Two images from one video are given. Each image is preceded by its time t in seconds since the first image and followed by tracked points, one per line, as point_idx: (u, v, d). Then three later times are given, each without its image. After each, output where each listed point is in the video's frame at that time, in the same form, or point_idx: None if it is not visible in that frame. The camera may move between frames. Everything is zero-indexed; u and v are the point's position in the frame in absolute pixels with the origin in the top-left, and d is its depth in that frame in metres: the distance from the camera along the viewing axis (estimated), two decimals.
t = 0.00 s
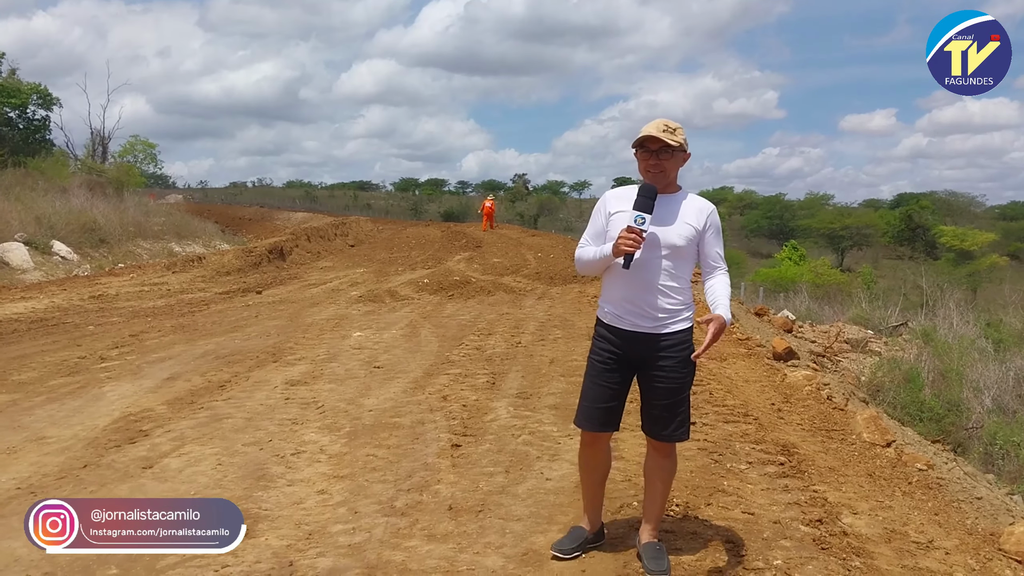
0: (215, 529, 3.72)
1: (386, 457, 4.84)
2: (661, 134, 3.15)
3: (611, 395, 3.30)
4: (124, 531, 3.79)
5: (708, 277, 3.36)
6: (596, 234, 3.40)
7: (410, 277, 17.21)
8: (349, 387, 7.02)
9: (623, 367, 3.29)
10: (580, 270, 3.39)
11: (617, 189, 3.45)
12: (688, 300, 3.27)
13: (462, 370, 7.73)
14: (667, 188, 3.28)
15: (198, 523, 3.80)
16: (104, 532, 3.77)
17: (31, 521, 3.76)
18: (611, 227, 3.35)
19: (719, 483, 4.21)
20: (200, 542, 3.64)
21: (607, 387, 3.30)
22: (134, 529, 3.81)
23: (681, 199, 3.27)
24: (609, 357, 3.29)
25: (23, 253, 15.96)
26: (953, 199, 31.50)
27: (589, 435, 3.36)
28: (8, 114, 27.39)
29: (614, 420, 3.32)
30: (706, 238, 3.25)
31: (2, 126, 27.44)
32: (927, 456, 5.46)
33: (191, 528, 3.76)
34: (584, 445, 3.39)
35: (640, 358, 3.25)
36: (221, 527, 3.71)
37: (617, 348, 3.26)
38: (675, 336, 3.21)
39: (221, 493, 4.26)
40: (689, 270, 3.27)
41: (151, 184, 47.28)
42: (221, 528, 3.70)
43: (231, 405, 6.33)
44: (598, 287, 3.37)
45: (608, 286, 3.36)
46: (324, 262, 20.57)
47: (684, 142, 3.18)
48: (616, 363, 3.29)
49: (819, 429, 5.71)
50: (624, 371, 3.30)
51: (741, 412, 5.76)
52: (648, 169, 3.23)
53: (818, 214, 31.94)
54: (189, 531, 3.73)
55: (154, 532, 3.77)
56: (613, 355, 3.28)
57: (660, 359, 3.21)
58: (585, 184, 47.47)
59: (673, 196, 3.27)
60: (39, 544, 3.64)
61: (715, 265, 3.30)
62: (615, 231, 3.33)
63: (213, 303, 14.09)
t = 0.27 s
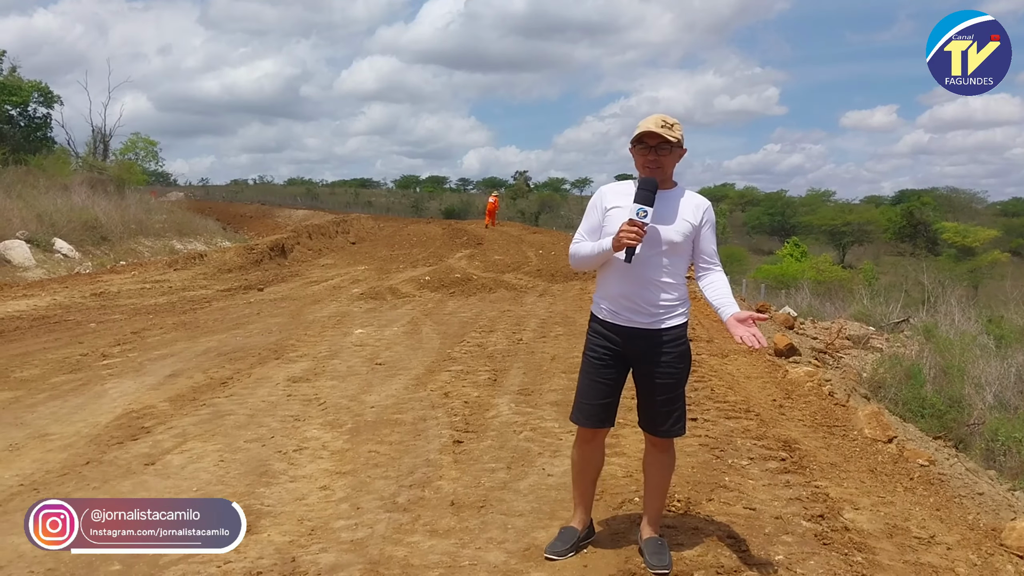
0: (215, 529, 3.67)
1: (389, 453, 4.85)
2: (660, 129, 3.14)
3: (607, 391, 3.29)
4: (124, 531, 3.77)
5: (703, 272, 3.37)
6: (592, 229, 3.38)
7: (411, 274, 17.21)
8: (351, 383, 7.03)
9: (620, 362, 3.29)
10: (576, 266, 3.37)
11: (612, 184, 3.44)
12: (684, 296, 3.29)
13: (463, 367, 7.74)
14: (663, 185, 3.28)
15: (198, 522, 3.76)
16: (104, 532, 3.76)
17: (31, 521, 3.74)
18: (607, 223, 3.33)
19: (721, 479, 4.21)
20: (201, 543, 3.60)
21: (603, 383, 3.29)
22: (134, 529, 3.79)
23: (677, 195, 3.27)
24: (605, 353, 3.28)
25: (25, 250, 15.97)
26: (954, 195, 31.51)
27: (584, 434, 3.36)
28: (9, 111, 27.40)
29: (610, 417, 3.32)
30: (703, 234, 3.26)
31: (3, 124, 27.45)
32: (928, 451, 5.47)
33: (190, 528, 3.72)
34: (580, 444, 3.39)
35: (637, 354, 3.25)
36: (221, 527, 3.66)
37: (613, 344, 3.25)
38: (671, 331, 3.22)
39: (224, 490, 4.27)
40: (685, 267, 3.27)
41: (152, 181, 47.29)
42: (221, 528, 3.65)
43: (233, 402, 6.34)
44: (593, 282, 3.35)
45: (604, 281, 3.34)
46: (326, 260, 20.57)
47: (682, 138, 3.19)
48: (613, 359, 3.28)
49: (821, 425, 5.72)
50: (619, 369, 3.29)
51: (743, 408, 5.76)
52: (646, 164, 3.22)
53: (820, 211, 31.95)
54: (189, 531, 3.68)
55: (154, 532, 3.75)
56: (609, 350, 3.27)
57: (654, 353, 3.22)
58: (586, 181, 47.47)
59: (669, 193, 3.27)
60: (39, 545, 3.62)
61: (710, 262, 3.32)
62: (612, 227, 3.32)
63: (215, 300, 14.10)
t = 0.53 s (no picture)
0: (215, 529, 3.72)
1: (391, 452, 4.86)
2: (641, 128, 3.16)
3: (600, 391, 3.30)
4: (124, 531, 3.79)
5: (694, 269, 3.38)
6: (581, 231, 3.40)
7: (413, 274, 17.21)
8: (353, 383, 7.05)
9: (613, 362, 3.29)
10: (566, 269, 3.38)
11: (598, 186, 3.45)
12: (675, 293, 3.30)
13: (465, 366, 7.75)
14: (649, 183, 3.29)
15: (198, 523, 3.81)
16: (104, 532, 3.79)
17: (31, 521, 3.79)
18: (596, 224, 3.34)
19: (723, 478, 4.22)
20: (201, 542, 3.64)
21: (596, 383, 3.29)
22: (134, 529, 3.82)
23: (663, 193, 3.29)
24: (598, 353, 3.28)
25: (27, 250, 15.99)
26: (956, 195, 31.52)
27: (582, 434, 3.37)
28: (11, 111, 27.45)
29: (605, 416, 3.33)
30: (691, 231, 3.27)
31: (6, 124, 27.50)
32: (931, 451, 5.47)
33: (191, 528, 3.77)
34: (579, 444, 3.41)
35: (629, 353, 3.25)
36: (222, 527, 3.71)
37: (605, 344, 3.26)
38: (662, 330, 3.22)
39: (227, 489, 4.28)
40: (675, 264, 3.29)
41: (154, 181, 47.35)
42: (221, 528, 3.69)
43: (236, 402, 6.35)
44: (585, 283, 3.37)
45: (594, 281, 3.36)
46: (328, 260, 20.59)
47: (663, 135, 3.20)
48: (605, 359, 3.28)
49: (823, 424, 5.72)
50: (611, 369, 3.29)
51: (745, 408, 5.76)
52: (629, 164, 3.23)
53: (822, 211, 31.94)
54: (190, 531, 3.73)
55: (154, 532, 3.78)
56: (602, 351, 3.27)
57: (644, 352, 3.23)
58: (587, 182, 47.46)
59: (654, 191, 3.28)
60: (39, 543, 3.67)
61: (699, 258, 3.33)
62: (600, 228, 3.33)
63: (217, 300, 14.12)
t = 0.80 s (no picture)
0: (215, 529, 3.71)
1: (395, 452, 4.87)
2: (622, 128, 3.19)
3: (594, 390, 3.34)
4: (124, 531, 3.80)
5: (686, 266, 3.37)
6: (571, 234, 3.44)
7: (417, 275, 17.22)
8: (357, 383, 7.05)
9: (606, 361, 3.32)
10: (557, 272, 3.42)
11: (586, 189, 3.49)
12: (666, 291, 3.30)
13: (469, 366, 7.76)
14: (634, 182, 3.32)
15: (198, 523, 3.79)
16: (104, 532, 3.80)
17: (31, 521, 3.80)
18: (585, 226, 3.38)
19: (727, 478, 4.22)
20: (201, 542, 3.64)
21: (590, 382, 3.33)
22: (134, 529, 3.83)
23: (649, 191, 3.31)
24: (591, 352, 3.31)
25: (31, 250, 16.04)
26: (959, 195, 31.49)
27: (582, 432, 3.42)
28: (15, 112, 27.54)
29: (602, 415, 3.38)
30: (679, 227, 3.27)
31: (10, 124, 27.59)
32: (934, 451, 5.48)
33: (191, 528, 3.75)
34: (579, 443, 3.45)
35: (620, 352, 3.27)
36: (222, 527, 3.70)
37: (598, 343, 3.29)
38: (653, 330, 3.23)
39: (231, 488, 4.30)
40: (664, 262, 3.29)
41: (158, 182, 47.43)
42: (221, 528, 3.68)
43: (240, 402, 6.37)
44: (577, 285, 3.40)
45: (585, 282, 3.39)
46: (332, 260, 20.62)
47: (646, 134, 3.23)
48: (599, 359, 3.31)
49: (826, 424, 5.73)
50: (604, 368, 3.32)
51: (748, 408, 5.77)
52: (613, 165, 3.26)
53: (826, 212, 31.93)
54: (189, 531, 3.72)
55: (154, 532, 3.78)
56: (595, 350, 3.30)
57: (633, 352, 3.24)
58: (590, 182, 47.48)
59: (640, 190, 3.30)
60: (39, 543, 3.67)
61: (689, 255, 3.32)
62: (589, 229, 3.37)
63: (221, 300, 14.15)
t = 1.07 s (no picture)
0: (215, 529, 3.68)
1: (400, 451, 4.89)
2: (608, 130, 3.25)
3: (587, 388, 3.36)
4: (124, 531, 3.80)
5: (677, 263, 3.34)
6: (564, 236, 3.48)
7: (421, 274, 17.23)
8: (362, 382, 7.07)
9: (599, 359, 3.34)
10: (551, 274, 3.47)
11: (579, 192, 3.54)
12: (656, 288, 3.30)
13: (473, 366, 7.77)
14: (623, 182, 3.36)
15: (197, 522, 3.77)
16: (105, 532, 3.79)
17: (31, 521, 3.79)
18: (575, 228, 3.42)
19: (732, 479, 4.22)
20: (200, 542, 3.61)
21: (583, 380, 3.36)
22: (134, 529, 3.82)
23: (638, 191, 3.33)
24: (584, 350, 3.34)
25: (37, 249, 16.09)
26: (965, 197, 31.44)
27: (581, 430, 3.46)
28: (21, 111, 27.63)
29: (600, 410, 3.40)
30: (667, 224, 3.26)
31: (16, 123, 27.69)
32: (939, 452, 5.47)
33: (190, 528, 3.73)
34: (579, 441, 3.48)
35: (610, 350, 3.28)
36: (221, 526, 3.68)
37: (590, 341, 3.31)
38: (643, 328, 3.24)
39: (237, 487, 4.31)
40: (654, 260, 3.30)
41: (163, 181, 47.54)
42: (221, 528, 3.66)
43: (246, 400, 6.38)
44: (571, 286, 3.45)
45: (578, 283, 3.43)
46: (336, 259, 20.64)
47: (632, 135, 3.28)
48: (591, 357, 3.34)
49: (831, 425, 5.73)
50: (597, 366, 3.35)
51: (753, 409, 5.77)
52: (601, 166, 3.31)
53: (831, 213, 31.88)
54: (189, 531, 3.70)
55: (154, 532, 3.77)
56: (587, 348, 3.33)
57: (621, 351, 3.24)
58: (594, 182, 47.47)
59: (628, 189, 3.34)
60: (38, 543, 3.66)
61: (675, 252, 3.25)
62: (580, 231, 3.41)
63: (226, 299, 14.17)
